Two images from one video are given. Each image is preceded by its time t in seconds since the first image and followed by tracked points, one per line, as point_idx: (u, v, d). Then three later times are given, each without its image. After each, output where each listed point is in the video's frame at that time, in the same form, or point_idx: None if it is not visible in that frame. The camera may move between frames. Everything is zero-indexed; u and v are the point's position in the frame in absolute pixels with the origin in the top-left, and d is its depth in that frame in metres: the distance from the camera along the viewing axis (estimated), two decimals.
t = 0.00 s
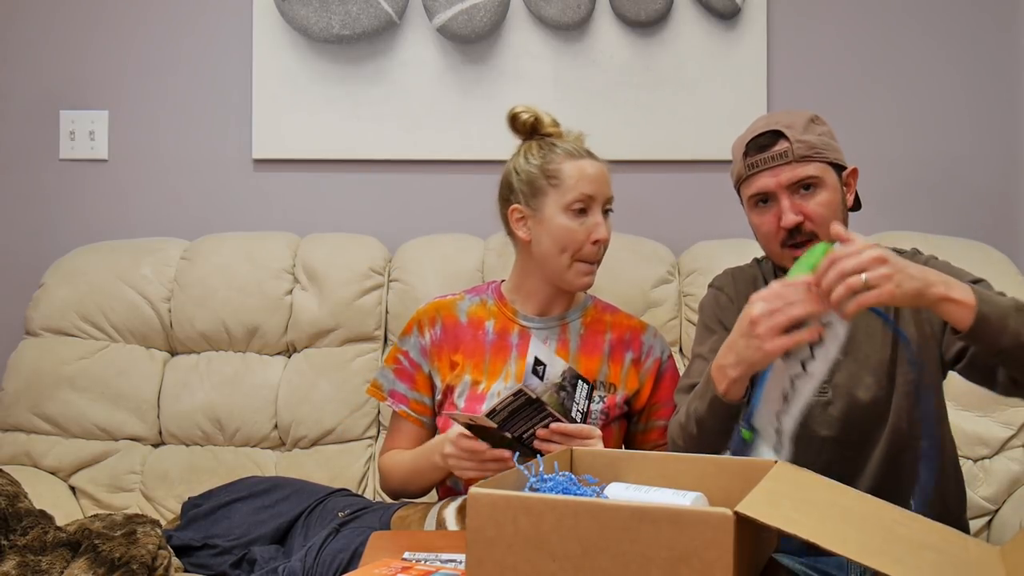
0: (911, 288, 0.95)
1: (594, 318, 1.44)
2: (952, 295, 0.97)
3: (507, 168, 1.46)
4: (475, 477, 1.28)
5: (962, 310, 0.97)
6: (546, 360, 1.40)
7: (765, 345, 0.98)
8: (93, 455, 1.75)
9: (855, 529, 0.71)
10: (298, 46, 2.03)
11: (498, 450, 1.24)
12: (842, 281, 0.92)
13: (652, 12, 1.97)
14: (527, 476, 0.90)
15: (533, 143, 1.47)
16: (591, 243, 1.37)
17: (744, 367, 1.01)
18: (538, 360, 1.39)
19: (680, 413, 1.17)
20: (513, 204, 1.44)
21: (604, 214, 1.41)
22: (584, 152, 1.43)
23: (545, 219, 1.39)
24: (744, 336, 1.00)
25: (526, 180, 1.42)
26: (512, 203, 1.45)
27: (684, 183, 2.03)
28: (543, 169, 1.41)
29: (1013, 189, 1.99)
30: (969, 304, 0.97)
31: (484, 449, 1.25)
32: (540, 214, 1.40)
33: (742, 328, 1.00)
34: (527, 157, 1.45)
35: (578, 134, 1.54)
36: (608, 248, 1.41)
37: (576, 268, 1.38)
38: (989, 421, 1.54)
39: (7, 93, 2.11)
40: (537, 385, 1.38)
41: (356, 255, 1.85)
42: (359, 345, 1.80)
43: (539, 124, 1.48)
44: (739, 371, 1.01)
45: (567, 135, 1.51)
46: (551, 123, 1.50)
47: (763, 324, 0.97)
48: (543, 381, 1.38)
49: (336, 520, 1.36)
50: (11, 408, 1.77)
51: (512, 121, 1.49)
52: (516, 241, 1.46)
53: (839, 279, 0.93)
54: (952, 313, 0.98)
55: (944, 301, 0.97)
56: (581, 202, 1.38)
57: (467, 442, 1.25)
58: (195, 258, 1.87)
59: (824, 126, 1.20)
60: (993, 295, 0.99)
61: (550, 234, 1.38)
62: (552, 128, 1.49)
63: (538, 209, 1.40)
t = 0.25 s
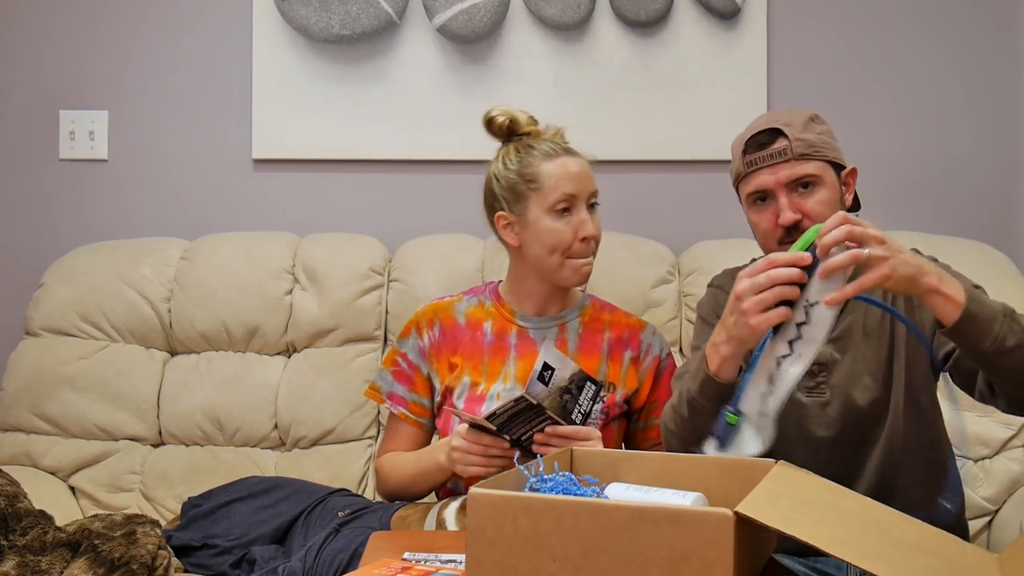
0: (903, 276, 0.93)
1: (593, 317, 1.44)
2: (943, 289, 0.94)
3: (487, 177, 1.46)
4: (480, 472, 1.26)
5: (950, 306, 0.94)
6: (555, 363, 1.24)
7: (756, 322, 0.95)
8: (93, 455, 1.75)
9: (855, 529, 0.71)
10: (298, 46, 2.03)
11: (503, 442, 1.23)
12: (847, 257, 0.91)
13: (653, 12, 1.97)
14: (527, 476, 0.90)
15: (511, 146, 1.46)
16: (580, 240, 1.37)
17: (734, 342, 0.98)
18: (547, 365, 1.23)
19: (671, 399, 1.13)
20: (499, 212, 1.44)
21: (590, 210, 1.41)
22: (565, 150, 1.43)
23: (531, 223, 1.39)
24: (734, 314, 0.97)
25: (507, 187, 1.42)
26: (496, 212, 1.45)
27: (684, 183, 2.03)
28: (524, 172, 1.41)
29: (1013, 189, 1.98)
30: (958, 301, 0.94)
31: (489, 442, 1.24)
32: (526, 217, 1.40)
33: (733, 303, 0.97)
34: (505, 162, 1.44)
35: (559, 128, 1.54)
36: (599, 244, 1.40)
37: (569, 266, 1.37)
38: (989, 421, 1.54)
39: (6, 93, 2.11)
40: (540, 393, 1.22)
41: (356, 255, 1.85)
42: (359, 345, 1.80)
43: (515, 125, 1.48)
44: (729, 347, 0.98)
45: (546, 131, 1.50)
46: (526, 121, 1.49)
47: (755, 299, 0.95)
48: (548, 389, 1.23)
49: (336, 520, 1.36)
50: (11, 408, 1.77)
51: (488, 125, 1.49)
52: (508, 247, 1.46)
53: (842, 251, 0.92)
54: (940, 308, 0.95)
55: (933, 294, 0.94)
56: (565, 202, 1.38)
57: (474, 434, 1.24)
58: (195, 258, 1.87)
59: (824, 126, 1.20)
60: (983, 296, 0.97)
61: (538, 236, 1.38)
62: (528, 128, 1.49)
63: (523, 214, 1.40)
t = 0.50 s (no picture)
0: (896, 276, 0.91)
1: (591, 317, 1.44)
2: (935, 289, 0.92)
3: (477, 183, 1.47)
4: (479, 474, 1.26)
5: (942, 305, 0.92)
6: (553, 368, 1.29)
7: (741, 309, 0.96)
8: (93, 455, 1.75)
9: (855, 529, 0.71)
10: (298, 46, 2.03)
11: (503, 443, 1.23)
12: (841, 252, 0.89)
13: (652, 12, 1.97)
14: (527, 476, 0.90)
15: (498, 150, 1.47)
16: (572, 238, 1.37)
17: (721, 330, 0.99)
18: (544, 370, 1.28)
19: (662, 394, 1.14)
20: (491, 217, 1.45)
21: (580, 208, 1.41)
22: (551, 150, 1.43)
23: (521, 225, 1.39)
24: (721, 299, 0.98)
25: (496, 192, 1.43)
26: (488, 217, 1.46)
27: (684, 183, 2.04)
28: (512, 175, 1.41)
29: (1014, 189, 1.98)
30: (950, 301, 0.92)
31: (489, 444, 1.24)
32: (516, 220, 1.40)
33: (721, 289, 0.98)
34: (492, 167, 1.45)
35: (544, 128, 1.55)
36: (591, 241, 1.40)
37: (563, 266, 1.37)
38: (989, 421, 1.54)
39: (6, 92, 2.11)
40: (540, 398, 1.27)
41: (356, 255, 1.85)
42: (360, 345, 1.80)
43: (498, 129, 1.49)
44: (716, 334, 0.99)
45: (532, 132, 1.51)
46: (510, 124, 1.49)
47: (743, 284, 0.95)
48: (548, 394, 1.28)
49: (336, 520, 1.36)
50: (11, 408, 1.77)
51: (472, 131, 1.49)
52: (503, 252, 1.46)
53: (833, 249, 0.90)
54: (931, 308, 0.93)
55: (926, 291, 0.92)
56: (553, 202, 1.38)
57: (474, 435, 1.24)
58: (195, 258, 1.87)
59: (820, 125, 1.19)
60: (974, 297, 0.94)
61: (529, 237, 1.38)
62: (512, 130, 1.49)
63: (513, 217, 1.41)
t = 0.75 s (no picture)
0: (891, 279, 0.90)
1: (591, 317, 1.44)
2: (929, 296, 0.91)
3: (471, 185, 1.48)
4: (480, 475, 1.26)
5: (934, 312, 0.92)
6: (550, 364, 1.32)
7: (743, 311, 0.95)
8: (93, 455, 1.75)
9: (855, 528, 0.71)
10: (298, 46, 2.03)
11: (504, 443, 1.23)
12: (842, 249, 0.88)
13: (652, 12, 1.97)
14: (527, 476, 0.90)
15: (490, 152, 1.48)
16: (567, 237, 1.37)
17: (717, 334, 0.98)
18: (542, 365, 1.31)
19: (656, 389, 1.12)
20: (486, 220, 1.46)
21: (574, 206, 1.41)
22: (543, 150, 1.43)
23: (516, 225, 1.39)
24: (720, 299, 0.97)
25: (490, 194, 1.44)
26: (484, 220, 1.47)
27: (684, 183, 2.04)
28: (504, 176, 1.41)
29: (1014, 189, 1.98)
30: (944, 310, 0.92)
31: (490, 444, 1.24)
32: (511, 220, 1.40)
33: (721, 286, 0.97)
34: (484, 170, 1.46)
35: (537, 128, 1.56)
36: (588, 239, 1.40)
37: (559, 264, 1.37)
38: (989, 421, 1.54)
39: (6, 92, 2.11)
40: (539, 394, 1.29)
41: (356, 255, 1.85)
42: (360, 345, 1.80)
43: (490, 132, 1.49)
44: (712, 337, 0.98)
45: (524, 133, 1.52)
46: (502, 127, 1.50)
47: (745, 285, 0.94)
48: (546, 390, 1.30)
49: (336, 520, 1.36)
50: (11, 408, 1.77)
51: (464, 135, 1.51)
52: (500, 254, 1.47)
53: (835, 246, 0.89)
54: (925, 313, 0.92)
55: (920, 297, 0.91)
56: (546, 201, 1.38)
57: (475, 436, 1.24)
58: (195, 258, 1.87)
59: (820, 124, 1.18)
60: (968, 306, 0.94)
61: (525, 238, 1.38)
62: (504, 132, 1.50)
63: (508, 219, 1.41)
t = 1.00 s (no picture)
0: (892, 303, 0.90)
1: (591, 318, 1.44)
2: (923, 328, 0.91)
3: (471, 185, 1.48)
4: (480, 476, 1.26)
5: (926, 345, 0.91)
6: (550, 368, 1.31)
7: (740, 305, 0.94)
8: (93, 455, 1.75)
9: (854, 529, 0.71)
10: (298, 46, 2.03)
11: (504, 444, 1.23)
12: (852, 263, 0.87)
13: (652, 12, 1.97)
14: (527, 476, 0.90)
15: (489, 152, 1.48)
16: (567, 235, 1.37)
17: (711, 323, 0.99)
18: (542, 369, 1.30)
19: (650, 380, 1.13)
20: (486, 220, 1.46)
21: (574, 204, 1.41)
22: (542, 149, 1.44)
23: (516, 224, 1.39)
24: (721, 288, 0.97)
25: (490, 194, 1.44)
26: (484, 220, 1.47)
27: (684, 183, 2.04)
28: (504, 175, 1.41)
29: (1014, 189, 1.98)
30: (937, 342, 0.91)
31: (491, 445, 1.24)
32: (511, 219, 1.40)
33: (724, 274, 0.96)
34: (484, 170, 1.46)
35: (535, 129, 1.56)
36: (587, 237, 1.40)
37: (559, 263, 1.37)
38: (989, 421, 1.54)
39: (6, 93, 2.11)
40: (539, 397, 1.29)
41: (356, 255, 1.85)
42: (360, 345, 1.80)
43: (490, 133, 1.49)
44: (706, 327, 0.99)
45: (523, 133, 1.52)
46: (500, 128, 1.50)
47: (746, 279, 0.93)
48: (547, 393, 1.29)
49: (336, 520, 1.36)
50: (11, 409, 1.77)
51: (464, 136, 1.50)
52: (500, 254, 1.47)
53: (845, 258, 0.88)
54: (917, 344, 0.92)
55: (914, 328, 0.91)
56: (546, 200, 1.38)
57: (475, 437, 1.24)
58: (195, 258, 1.87)
59: (825, 124, 1.17)
60: (962, 336, 0.93)
61: (524, 237, 1.38)
62: (504, 133, 1.50)
63: (508, 218, 1.41)
